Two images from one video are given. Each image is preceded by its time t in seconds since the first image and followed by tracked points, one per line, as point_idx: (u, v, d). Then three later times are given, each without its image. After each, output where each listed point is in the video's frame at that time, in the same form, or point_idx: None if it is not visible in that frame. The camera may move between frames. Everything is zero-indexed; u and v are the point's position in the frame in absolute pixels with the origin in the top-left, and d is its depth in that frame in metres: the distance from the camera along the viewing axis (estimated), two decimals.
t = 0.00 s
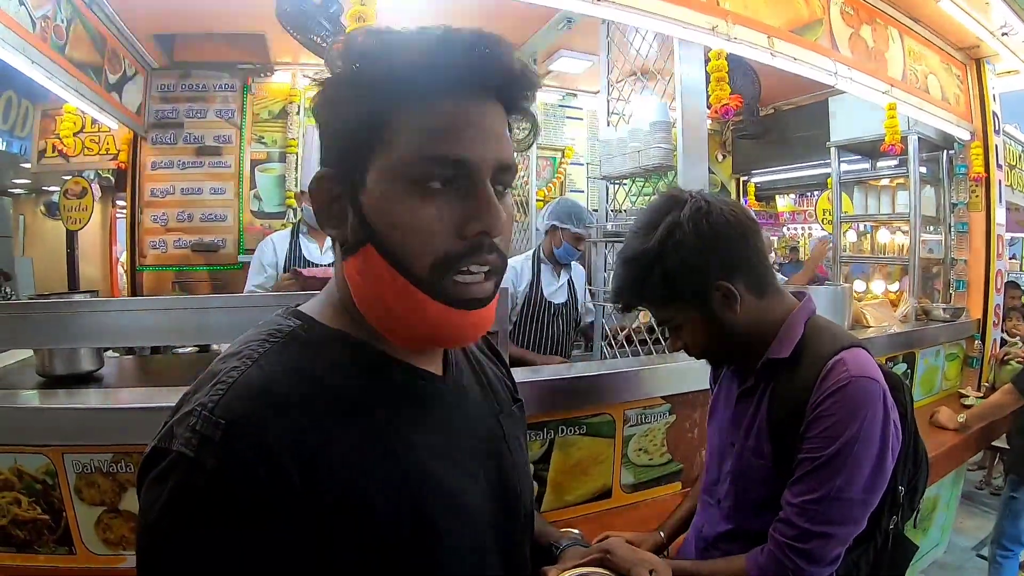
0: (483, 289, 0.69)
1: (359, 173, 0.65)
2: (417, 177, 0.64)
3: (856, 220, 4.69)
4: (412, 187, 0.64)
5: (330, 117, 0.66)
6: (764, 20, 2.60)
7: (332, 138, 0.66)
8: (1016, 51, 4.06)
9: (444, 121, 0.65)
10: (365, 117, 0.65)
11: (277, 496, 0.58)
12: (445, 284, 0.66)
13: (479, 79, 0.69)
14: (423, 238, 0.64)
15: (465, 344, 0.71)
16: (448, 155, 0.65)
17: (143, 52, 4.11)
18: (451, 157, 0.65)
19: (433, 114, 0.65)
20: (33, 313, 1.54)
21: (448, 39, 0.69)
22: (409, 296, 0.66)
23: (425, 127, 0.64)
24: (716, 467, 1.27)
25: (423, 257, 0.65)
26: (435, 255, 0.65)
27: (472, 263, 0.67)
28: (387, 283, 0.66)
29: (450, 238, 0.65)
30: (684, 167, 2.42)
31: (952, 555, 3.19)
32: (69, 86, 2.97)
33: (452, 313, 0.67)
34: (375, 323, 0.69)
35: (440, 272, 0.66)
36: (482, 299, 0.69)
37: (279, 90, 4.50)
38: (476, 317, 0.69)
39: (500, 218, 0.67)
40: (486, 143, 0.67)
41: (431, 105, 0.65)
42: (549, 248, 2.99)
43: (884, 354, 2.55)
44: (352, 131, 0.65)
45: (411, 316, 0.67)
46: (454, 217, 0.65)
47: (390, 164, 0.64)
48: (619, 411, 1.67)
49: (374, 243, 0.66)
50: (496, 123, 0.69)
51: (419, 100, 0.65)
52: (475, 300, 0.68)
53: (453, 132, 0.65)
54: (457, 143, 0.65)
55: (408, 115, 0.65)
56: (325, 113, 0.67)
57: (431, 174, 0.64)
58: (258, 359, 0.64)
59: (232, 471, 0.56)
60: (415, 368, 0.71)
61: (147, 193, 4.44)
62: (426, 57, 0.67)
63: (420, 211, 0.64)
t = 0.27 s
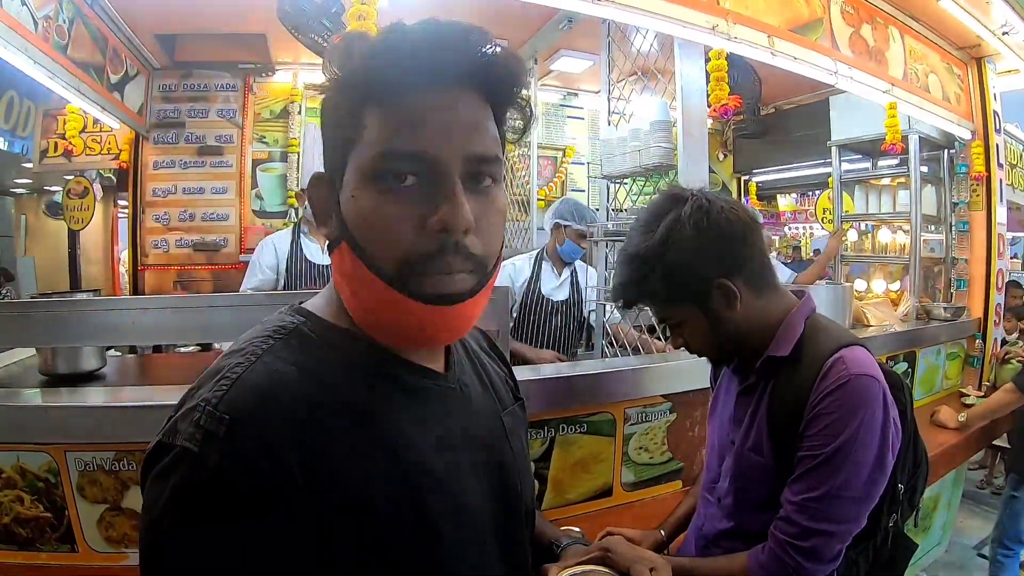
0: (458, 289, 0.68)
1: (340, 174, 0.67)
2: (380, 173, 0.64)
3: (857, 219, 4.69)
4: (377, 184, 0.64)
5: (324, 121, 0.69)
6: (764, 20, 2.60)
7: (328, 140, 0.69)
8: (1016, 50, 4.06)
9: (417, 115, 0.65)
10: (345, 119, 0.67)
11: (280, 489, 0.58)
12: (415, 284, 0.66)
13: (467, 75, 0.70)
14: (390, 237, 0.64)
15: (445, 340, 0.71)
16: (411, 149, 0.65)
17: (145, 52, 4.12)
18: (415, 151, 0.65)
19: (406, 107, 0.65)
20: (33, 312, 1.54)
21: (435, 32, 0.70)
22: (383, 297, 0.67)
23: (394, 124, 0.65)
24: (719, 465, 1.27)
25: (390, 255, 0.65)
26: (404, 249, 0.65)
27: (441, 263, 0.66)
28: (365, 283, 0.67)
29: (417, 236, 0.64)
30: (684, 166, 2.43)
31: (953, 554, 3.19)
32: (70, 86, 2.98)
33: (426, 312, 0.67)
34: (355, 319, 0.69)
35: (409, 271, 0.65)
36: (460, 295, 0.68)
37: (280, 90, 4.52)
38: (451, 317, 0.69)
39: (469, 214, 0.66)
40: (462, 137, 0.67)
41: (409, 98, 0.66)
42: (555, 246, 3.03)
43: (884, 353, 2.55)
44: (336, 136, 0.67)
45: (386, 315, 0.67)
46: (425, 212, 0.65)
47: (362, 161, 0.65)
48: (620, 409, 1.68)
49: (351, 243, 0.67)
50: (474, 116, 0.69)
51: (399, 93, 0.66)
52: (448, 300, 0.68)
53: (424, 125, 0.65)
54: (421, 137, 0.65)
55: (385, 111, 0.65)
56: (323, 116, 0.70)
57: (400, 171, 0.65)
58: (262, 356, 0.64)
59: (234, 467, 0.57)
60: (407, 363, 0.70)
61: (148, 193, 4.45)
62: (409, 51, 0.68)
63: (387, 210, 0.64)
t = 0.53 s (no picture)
0: (469, 294, 0.68)
1: (348, 180, 0.67)
2: (390, 180, 0.64)
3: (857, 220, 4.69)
4: (390, 194, 0.65)
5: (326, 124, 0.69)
6: (765, 20, 2.60)
7: (333, 144, 0.69)
8: (1017, 51, 4.05)
9: (426, 121, 0.65)
10: (351, 124, 0.67)
11: (285, 493, 0.58)
12: (422, 289, 0.66)
13: (473, 79, 0.70)
14: (400, 245, 0.65)
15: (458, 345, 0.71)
16: (423, 158, 0.65)
17: (145, 52, 4.11)
18: (426, 161, 0.65)
19: (415, 112, 0.65)
20: (36, 312, 1.54)
21: (440, 34, 0.70)
22: (391, 300, 0.67)
23: (403, 130, 0.65)
24: (720, 466, 1.27)
25: (400, 264, 0.65)
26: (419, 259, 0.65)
27: (453, 269, 0.66)
28: (372, 286, 0.67)
29: (428, 245, 0.65)
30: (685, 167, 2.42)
31: (952, 555, 3.20)
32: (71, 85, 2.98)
33: (433, 316, 0.67)
34: (366, 325, 0.69)
35: (421, 277, 0.65)
36: (466, 304, 0.68)
37: (280, 89, 4.52)
38: (464, 322, 0.69)
39: (480, 222, 0.66)
40: (472, 144, 0.67)
41: (418, 104, 0.66)
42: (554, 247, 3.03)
43: (884, 354, 2.55)
44: (341, 141, 0.68)
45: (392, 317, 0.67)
46: (432, 219, 0.65)
47: (371, 168, 0.65)
48: (621, 410, 1.68)
49: (357, 248, 0.67)
50: (482, 121, 0.69)
51: (409, 98, 0.66)
52: (458, 306, 0.68)
53: (433, 132, 0.65)
54: (431, 147, 0.65)
55: (393, 116, 0.65)
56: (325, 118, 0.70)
57: (409, 179, 0.65)
58: (268, 360, 0.64)
59: (240, 472, 0.56)
60: (413, 364, 0.70)
61: (149, 192, 4.45)
62: (417, 53, 0.67)
63: (400, 218, 0.64)
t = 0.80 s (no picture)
0: (483, 289, 0.69)
1: (355, 175, 0.67)
2: (400, 175, 0.65)
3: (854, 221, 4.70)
4: (409, 187, 0.65)
5: (331, 120, 0.69)
6: (764, 22, 2.61)
7: (335, 142, 0.69)
8: (1015, 54, 4.07)
9: (440, 120, 0.66)
10: (357, 117, 0.66)
11: (289, 488, 0.58)
12: (442, 283, 0.66)
13: (485, 79, 0.70)
14: (420, 242, 0.65)
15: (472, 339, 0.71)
16: (443, 154, 0.65)
17: (144, 49, 4.11)
18: (446, 157, 0.66)
19: (426, 110, 0.66)
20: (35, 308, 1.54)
21: (448, 32, 0.69)
22: (407, 294, 0.67)
23: (423, 129, 0.65)
24: (719, 464, 1.27)
25: (420, 258, 0.65)
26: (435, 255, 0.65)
27: (469, 265, 0.67)
28: (387, 280, 0.67)
29: (449, 239, 0.65)
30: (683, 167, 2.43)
31: (947, 555, 3.21)
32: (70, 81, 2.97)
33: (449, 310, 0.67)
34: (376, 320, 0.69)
35: (441, 270, 0.66)
36: (482, 299, 0.69)
37: (280, 87, 4.50)
38: (479, 317, 0.70)
39: (499, 217, 0.68)
40: (484, 141, 0.68)
41: (429, 102, 0.66)
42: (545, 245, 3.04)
43: (881, 355, 2.56)
44: (348, 137, 0.67)
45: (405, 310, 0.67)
46: (449, 217, 0.66)
47: (386, 165, 0.65)
48: (617, 409, 1.68)
49: (373, 241, 0.67)
50: (495, 118, 0.69)
51: (419, 95, 0.66)
52: (476, 298, 0.69)
53: (449, 131, 0.66)
54: (451, 143, 0.66)
55: (405, 114, 0.66)
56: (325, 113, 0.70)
57: (431, 175, 0.66)
58: (270, 355, 0.64)
59: (243, 468, 0.57)
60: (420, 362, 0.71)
61: (147, 189, 4.44)
62: (424, 51, 0.67)
63: (411, 214, 0.65)
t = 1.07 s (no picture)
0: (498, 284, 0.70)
1: (363, 173, 0.66)
2: (412, 171, 0.64)
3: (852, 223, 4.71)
4: (430, 183, 0.65)
5: (334, 117, 0.68)
6: (762, 24, 2.61)
7: (333, 141, 0.68)
8: (1011, 58, 4.09)
9: (454, 117, 0.66)
10: (360, 114, 0.65)
11: (284, 486, 0.58)
12: (463, 278, 0.67)
13: (494, 77, 0.70)
14: (444, 235, 0.65)
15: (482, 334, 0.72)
16: (460, 150, 0.65)
17: (142, 47, 4.10)
18: (468, 152, 0.66)
19: (439, 108, 0.65)
20: (32, 305, 1.54)
21: (454, 29, 0.69)
22: (424, 289, 0.67)
23: (437, 125, 0.65)
24: (715, 463, 1.27)
25: (443, 252, 0.66)
26: (452, 251, 0.66)
27: (489, 261, 0.68)
28: (397, 276, 0.67)
29: (469, 234, 0.66)
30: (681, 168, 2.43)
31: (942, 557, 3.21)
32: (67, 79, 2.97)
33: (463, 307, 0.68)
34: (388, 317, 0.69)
35: (461, 267, 0.66)
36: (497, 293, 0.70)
37: (278, 87, 4.50)
38: (493, 311, 0.71)
39: (516, 213, 0.69)
40: (497, 136, 0.68)
41: (438, 100, 0.66)
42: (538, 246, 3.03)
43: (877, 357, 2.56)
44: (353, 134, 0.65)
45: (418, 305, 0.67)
46: (467, 213, 0.66)
47: (401, 163, 0.64)
48: (614, 409, 1.68)
49: (391, 239, 0.66)
50: (505, 115, 0.70)
51: (427, 92, 0.66)
52: (494, 293, 0.70)
53: (461, 127, 0.66)
54: (473, 141, 0.66)
55: (416, 112, 0.65)
56: (323, 112, 0.69)
57: (449, 169, 0.65)
58: (264, 353, 0.64)
59: (237, 466, 0.56)
60: (425, 364, 0.72)
61: (144, 188, 4.43)
62: (429, 48, 0.67)
63: (422, 209, 0.65)
